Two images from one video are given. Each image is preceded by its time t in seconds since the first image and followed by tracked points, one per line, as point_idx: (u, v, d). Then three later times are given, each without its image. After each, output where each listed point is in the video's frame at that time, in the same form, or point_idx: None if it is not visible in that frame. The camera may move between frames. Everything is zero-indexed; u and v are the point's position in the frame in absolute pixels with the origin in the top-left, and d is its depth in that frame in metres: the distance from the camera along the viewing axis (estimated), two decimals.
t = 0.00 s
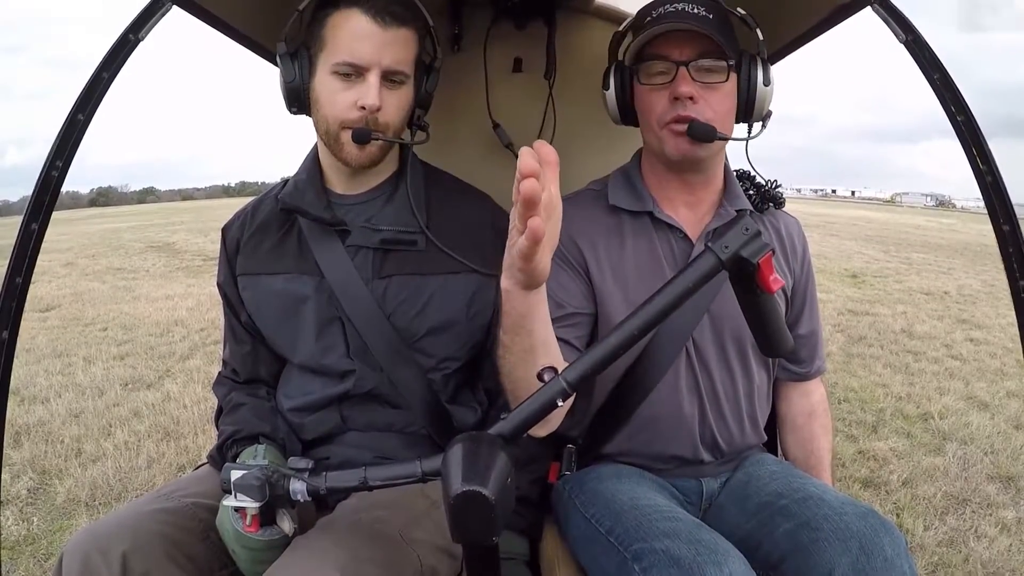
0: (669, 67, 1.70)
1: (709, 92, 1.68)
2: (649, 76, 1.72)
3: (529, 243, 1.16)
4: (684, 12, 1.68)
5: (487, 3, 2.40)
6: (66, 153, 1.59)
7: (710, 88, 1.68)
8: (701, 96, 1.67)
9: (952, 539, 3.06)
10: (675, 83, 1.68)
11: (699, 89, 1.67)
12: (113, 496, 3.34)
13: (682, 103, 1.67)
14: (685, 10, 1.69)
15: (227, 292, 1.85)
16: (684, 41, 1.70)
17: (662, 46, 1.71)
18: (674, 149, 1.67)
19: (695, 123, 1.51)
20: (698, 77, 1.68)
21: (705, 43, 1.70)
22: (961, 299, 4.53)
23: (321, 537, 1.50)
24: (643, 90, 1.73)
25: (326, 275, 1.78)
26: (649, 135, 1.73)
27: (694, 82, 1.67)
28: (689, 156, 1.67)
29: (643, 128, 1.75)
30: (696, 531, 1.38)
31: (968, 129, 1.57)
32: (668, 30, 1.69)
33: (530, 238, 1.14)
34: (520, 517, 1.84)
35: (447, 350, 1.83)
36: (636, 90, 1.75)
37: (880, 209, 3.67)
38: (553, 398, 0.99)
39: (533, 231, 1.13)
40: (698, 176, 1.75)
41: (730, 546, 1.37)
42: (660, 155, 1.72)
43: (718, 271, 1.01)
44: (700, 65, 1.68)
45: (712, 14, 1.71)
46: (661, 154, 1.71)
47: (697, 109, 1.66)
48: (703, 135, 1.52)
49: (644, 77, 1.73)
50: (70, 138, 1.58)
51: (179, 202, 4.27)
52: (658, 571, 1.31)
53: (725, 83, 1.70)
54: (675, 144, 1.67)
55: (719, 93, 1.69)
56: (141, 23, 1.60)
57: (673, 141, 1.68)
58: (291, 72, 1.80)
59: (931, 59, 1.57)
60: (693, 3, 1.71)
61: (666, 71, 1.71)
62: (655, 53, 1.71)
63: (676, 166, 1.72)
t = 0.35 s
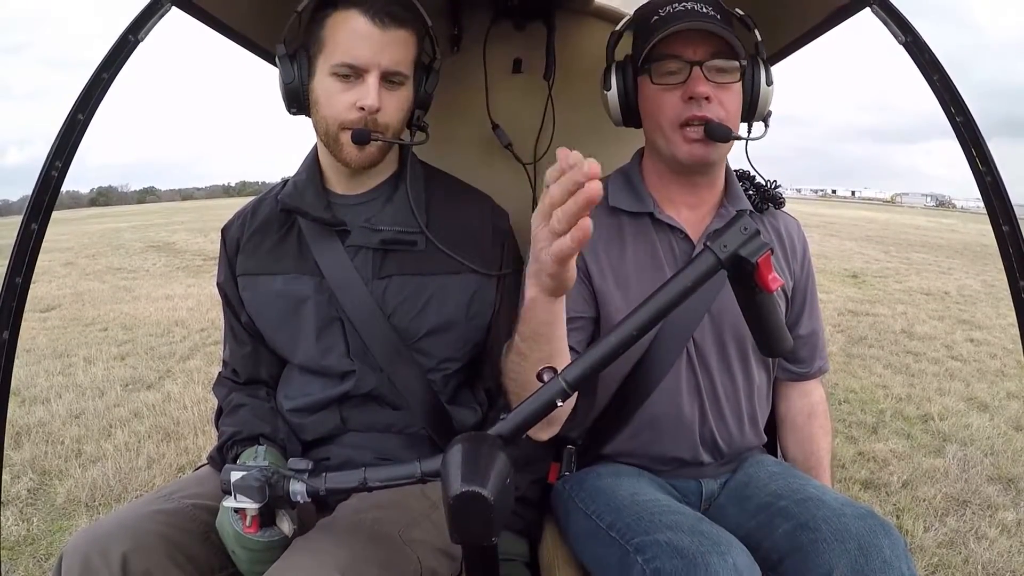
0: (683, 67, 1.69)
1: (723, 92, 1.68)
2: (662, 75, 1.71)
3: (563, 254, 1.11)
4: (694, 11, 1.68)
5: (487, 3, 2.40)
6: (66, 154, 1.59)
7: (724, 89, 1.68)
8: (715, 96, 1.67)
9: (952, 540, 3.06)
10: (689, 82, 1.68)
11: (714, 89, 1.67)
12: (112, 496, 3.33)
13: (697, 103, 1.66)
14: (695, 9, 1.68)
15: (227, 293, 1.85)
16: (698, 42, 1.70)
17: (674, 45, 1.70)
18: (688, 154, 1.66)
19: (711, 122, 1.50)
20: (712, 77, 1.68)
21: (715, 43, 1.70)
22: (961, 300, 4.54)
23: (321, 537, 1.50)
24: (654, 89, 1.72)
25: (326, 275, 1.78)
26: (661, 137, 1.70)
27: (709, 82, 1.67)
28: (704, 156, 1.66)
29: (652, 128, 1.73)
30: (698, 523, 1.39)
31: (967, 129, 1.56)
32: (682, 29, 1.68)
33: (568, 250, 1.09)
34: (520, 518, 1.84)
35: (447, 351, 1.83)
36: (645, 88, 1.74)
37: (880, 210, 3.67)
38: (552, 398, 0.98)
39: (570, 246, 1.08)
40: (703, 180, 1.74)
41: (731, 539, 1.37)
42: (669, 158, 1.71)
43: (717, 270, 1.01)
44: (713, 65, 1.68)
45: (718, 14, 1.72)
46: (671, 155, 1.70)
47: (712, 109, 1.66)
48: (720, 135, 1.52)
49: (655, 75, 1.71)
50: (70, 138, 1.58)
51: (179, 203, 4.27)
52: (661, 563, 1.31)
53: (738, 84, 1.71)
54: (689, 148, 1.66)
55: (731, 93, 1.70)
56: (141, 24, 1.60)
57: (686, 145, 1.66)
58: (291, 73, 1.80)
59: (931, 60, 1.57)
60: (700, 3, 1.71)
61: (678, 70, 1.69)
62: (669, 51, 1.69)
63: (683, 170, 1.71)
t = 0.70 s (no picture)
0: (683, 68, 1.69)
1: (723, 93, 1.68)
2: (662, 76, 1.71)
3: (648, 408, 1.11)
4: (695, 13, 1.67)
5: (487, 3, 2.40)
6: (66, 154, 1.59)
7: (723, 90, 1.68)
8: (715, 98, 1.67)
9: (952, 540, 3.05)
10: (690, 84, 1.68)
11: (713, 90, 1.67)
12: (112, 496, 3.33)
13: (697, 104, 1.66)
14: (695, 10, 1.68)
15: (226, 293, 1.84)
16: (698, 43, 1.69)
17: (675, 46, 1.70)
18: (687, 158, 1.66)
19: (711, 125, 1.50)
20: (712, 78, 1.68)
21: (715, 44, 1.70)
22: (961, 301, 4.54)
23: (320, 537, 1.50)
24: (653, 90, 1.72)
25: (326, 275, 1.78)
26: (660, 139, 1.70)
27: (709, 84, 1.67)
28: (705, 157, 1.66)
29: (651, 129, 1.73)
30: (698, 530, 1.38)
31: (967, 129, 1.56)
32: (682, 31, 1.68)
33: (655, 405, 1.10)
34: (520, 518, 1.84)
35: (447, 351, 1.83)
36: (644, 89, 1.74)
37: (879, 210, 3.68)
38: (552, 400, 0.96)
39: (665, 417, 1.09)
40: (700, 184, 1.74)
41: (731, 545, 1.36)
42: (667, 161, 1.70)
43: (716, 271, 0.98)
44: (714, 67, 1.68)
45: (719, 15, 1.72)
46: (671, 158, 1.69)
47: (712, 111, 1.66)
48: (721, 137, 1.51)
49: (655, 76, 1.71)
50: (70, 138, 1.58)
51: (179, 203, 4.28)
52: (659, 570, 1.31)
53: (737, 85, 1.71)
54: (689, 149, 1.66)
55: (731, 95, 1.70)
56: (141, 24, 1.60)
57: (685, 148, 1.66)
58: (290, 73, 1.79)
59: (930, 61, 1.57)
60: (700, 4, 1.71)
61: (678, 71, 1.69)
62: (669, 52, 1.69)
63: (679, 173, 1.71)
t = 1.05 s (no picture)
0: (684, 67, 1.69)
1: (724, 93, 1.68)
2: (663, 74, 1.70)
3: (718, 540, 1.17)
4: (697, 12, 1.67)
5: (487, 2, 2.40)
6: (66, 153, 1.59)
7: (725, 90, 1.68)
8: (717, 98, 1.67)
9: (952, 540, 3.05)
10: (691, 83, 1.67)
11: (715, 91, 1.67)
12: (113, 495, 3.32)
13: (699, 104, 1.66)
14: (697, 10, 1.68)
15: (226, 292, 1.84)
16: (699, 42, 1.69)
17: (677, 45, 1.69)
18: (688, 157, 1.66)
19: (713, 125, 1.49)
20: (714, 78, 1.68)
21: (717, 44, 1.70)
22: (961, 300, 4.56)
23: (320, 537, 1.50)
24: (655, 89, 1.71)
25: (326, 274, 1.78)
26: (660, 138, 1.70)
27: (711, 84, 1.67)
28: (706, 157, 1.66)
29: (652, 128, 1.73)
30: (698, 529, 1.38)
31: (967, 128, 1.56)
32: (685, 30, 1.67)
33: (730, 536, 1.17)
34: (520, 518, 1.84)
35: (447, 350, 1.83)
36: (644, 87, 1.74)
37: (878, 209, 3.68)
38: (551, 399, 0.96)
39: (730, 564, 1.14)
40: (700, 183, 1.74)
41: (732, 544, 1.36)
42: (667, 160, 1.70)
43: (716, 269, 0.98)
44: (714, 66, 1.68)
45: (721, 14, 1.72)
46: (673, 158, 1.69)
47: (713, 111, 1.66)
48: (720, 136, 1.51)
49: (656, 74, 1.71)
50: (70, 137, 1.58)
51: (179, 202, 4.29)
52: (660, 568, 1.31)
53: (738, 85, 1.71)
54: (690, 149, 1.66)
55: (731, 95, 1.70)
56: (141, 23, 1.60)
57: (686, 147, 1.66)
58: (290, 73, 1.79)
59: (930, 60, 1.57)
60: (702, 3, 1.70)
61: (680, 70, 1.69)
62: (671, 50, 1.69)
63: (680, 172, 1.71)
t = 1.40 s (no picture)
0: (690, 68, 1.69)
1: (729, 96, 1.68)
2: (669, 74, 1.71)
3: (712, 541, 1.17)
4: (704, 13, 1.67)
5: (487, 2, 2.40)
6: (66, 153, 1.59)
7: (730, 93, 1.69)
8: (722, 101, 1.67)
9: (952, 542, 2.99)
10: (697, 85, 1.68)
11: (720, 93, 1.67)
12: (113, 495, 3.31)
13: (704, 106, 1.66)
14: (704, 11, 1.68)
15: (226, 291, 1.84)
16: (706, 43, 1.69)
17: (684, 46, 1.69)
18: (690, 156, 1.66)
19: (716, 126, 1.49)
20: (719, 80, 1.68)
21: (723, 46, 1.70)
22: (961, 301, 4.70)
23: (320, 537, 1.50)
24: (659, 89, 1.71)
25: (326, 274, 1.78)
26: (663, 138, 1.70)
27: (716, 86, 1.67)
28: (709, 159, 1.66)
29: (655, 128, 1.72)
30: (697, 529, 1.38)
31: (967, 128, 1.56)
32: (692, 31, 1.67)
33: (725, 538, 1.17)
34: (519, 518, 1.84)
35: (447, 350, 1.83)
36: (649, 87, 1.74)
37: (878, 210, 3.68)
38: (550, 399, 0.96)
39: (725, 565, 1.14)
40: (700, 182, 1.74)
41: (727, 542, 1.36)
42: (669, 159, 1.70)
43: (716, 270, 0.98)
44: (721, 68, 1.68)
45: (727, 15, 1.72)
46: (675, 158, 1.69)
47: (718, 113, 1.66)
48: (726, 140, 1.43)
49: (661, 74, 1.71)
50: (70, 137, 1.58)
51: (179, 202, 4.30)
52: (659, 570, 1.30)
53: (742, 88, 1.71)
54: (693, 150, 1.66)
55: (736, 97, 1.69)
56: (141, 23, 1.60)
57: (688, 147, 1.66)
58: (290, 73, 1.79)
59: (930, 60, 1.57)
60: (708, 5, 1.70)
61: (685, 71, 1.70)
62: (677, 51, 1.69)
63: (681, 171, 1.71)
